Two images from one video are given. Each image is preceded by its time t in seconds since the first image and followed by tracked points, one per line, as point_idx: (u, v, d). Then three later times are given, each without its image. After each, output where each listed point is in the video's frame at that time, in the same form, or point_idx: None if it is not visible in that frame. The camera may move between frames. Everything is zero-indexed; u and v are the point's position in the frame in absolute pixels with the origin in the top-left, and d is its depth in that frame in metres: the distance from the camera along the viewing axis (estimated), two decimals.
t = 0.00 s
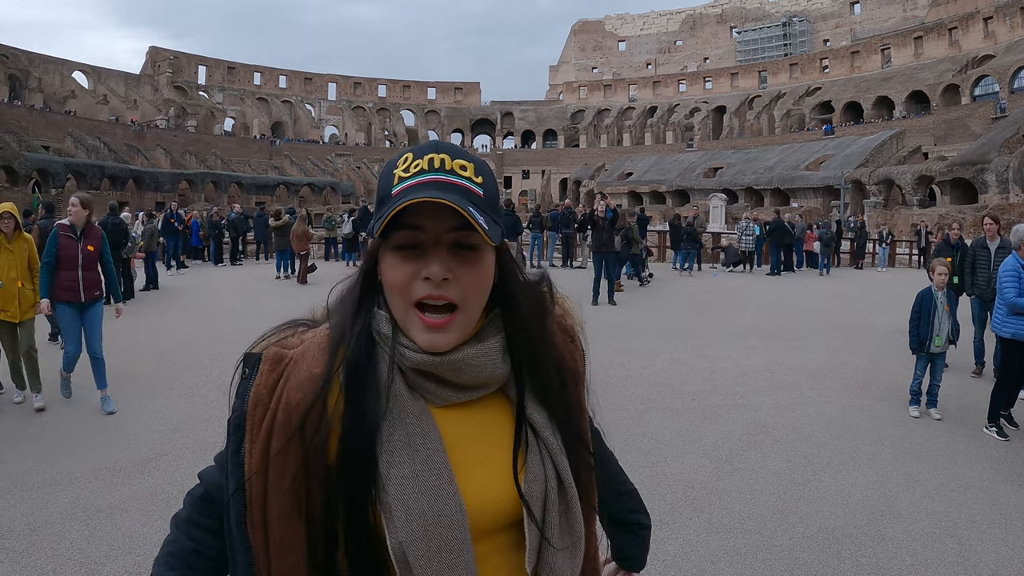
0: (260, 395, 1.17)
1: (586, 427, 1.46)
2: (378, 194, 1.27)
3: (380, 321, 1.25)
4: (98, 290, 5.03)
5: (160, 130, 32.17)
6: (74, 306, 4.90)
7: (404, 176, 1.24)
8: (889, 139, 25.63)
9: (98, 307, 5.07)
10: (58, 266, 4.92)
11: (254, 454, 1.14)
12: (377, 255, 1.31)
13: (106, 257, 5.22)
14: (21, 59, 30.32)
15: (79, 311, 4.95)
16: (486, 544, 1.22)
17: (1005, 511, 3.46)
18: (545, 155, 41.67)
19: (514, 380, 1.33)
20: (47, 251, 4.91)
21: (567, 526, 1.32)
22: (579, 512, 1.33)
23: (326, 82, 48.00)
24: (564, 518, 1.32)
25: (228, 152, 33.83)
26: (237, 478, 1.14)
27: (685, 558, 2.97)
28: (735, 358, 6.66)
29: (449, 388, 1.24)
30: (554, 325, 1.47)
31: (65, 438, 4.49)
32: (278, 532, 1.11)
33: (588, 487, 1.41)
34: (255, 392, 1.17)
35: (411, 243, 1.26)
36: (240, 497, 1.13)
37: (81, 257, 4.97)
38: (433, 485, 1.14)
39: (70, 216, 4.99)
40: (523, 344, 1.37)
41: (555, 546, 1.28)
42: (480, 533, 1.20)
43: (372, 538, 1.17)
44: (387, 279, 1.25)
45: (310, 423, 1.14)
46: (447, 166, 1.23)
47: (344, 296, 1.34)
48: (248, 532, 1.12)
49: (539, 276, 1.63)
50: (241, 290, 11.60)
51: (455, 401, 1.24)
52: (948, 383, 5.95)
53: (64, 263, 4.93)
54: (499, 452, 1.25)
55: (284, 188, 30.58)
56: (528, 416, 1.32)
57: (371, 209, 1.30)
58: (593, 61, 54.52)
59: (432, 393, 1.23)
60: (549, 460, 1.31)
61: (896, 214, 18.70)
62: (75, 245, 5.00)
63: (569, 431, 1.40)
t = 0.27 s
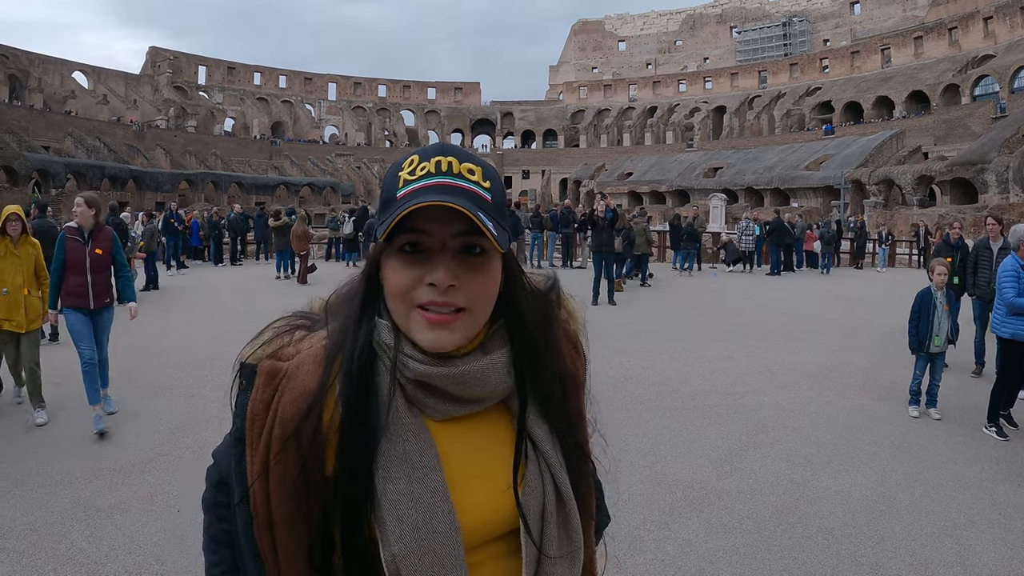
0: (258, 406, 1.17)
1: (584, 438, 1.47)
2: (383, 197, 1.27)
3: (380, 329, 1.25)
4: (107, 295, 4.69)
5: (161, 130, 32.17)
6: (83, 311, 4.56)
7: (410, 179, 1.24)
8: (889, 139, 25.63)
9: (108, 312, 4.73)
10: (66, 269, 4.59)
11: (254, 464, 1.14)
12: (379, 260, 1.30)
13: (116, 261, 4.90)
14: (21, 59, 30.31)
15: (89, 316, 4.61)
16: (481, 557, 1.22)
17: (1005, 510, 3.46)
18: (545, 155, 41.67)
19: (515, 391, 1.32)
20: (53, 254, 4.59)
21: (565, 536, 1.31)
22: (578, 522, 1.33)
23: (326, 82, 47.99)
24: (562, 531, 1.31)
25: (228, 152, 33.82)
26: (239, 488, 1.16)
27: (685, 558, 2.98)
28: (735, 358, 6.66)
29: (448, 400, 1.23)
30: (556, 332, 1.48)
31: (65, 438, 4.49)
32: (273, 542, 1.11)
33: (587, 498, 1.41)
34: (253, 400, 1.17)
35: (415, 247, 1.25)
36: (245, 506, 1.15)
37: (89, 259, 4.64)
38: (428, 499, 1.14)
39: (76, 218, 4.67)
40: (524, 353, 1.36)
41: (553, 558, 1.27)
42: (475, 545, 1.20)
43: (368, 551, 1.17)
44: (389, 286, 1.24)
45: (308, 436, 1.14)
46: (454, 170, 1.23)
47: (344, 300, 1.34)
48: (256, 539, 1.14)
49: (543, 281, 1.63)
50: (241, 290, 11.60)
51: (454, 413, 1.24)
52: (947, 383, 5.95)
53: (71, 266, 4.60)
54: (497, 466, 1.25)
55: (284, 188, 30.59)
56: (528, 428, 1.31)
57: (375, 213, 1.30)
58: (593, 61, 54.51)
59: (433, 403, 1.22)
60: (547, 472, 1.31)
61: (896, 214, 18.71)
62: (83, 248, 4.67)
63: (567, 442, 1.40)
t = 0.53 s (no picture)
0: (257, 411, 1.16)
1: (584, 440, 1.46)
2: (384, 198, 1.26)
3: (378, 333, 1.24)
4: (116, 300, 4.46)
5: (161, 131, 32.15)
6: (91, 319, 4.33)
7: (411, 180, 1.23)
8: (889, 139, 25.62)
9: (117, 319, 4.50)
10: (70, 276, 4.37)
11: (252, 470, 1.13)
12: (380, 262, 1.30)
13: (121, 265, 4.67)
14: (21, 60, 30.31)
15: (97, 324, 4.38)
16: (477, 561, 1.21)
17: (1004, 511, 3.45)
18: (545, 155, 41.67)
19: (514, 395, 1.31)
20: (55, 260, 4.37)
21: (562, 542, 1.30)
22: (575, 528, 1.32)
23: (326, 83, 48.02)
24: (561, 532, 1.30)
25: (228, 153, 33.81)
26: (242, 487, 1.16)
27: (684, 558, 2.97)
28: (735, 358, 6.67)
29: (446, 404, 1.23)
30: (557, 333, 1.48)
31: (65, 438, 4.48)
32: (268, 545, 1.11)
33: (583, 503, 1.41)
34: (253, 400, 1.16)
35: (417, 252, 1.24)
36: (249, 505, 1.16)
37: (94, 264, 4.42)
38: (423, 504, 1.13)
39: (78, 220, 4.45)
40: (524, 356, 1.36)
41: (549, 564, 1.26)
42: (472, 550, 1.20)
43: (364, 554, 1.17)
44: (389, 287, 1.24)
45: (306, 436, 1.14)
46: (458, 173, 1.23)
47: (345, 300, 1.33)
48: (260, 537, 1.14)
49: (544, 285, 1.63)
50: (241, 290, 11.60)
51: (452, 416, 1.23)
52: (947, 383, 5.94)
53: (75, 271, 4.38)
54: (495, 470, 1.25)
55: (284, 189, 30.58)
56: (526, 433, 1.30)
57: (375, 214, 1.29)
58: (593, 61, 54.54)
59: (429, 407, 1.22)
60: (544, 477, 1.30)
61: (896, 215, 18.71)
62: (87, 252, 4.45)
63: (567, 446, 1.40)
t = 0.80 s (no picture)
0: (256, 406, 1.16)
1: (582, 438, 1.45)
2: (382, 195, 1.25)
3: (376, 329, 1.23)
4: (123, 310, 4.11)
5: (160, 131, 32.13)
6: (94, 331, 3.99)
7: (410, 177, 1.22)
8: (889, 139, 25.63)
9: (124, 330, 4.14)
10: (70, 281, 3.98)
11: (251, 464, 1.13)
12: (379, 258, 1.29)
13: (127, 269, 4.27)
14: (20, 60, 30.28)
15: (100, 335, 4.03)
16: (473, 558, 1.21)
17: (1004, 511, 3.45)
18: (545, 155, 41.66)
19: (512, 392, 1.31)
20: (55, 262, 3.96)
21: (559, 541, 1.30)
22: (572, 527, 1.31)
23: (326, 83, 48.02)
24: (556, 531, 1.30)
25: (227, 153, 33.79)
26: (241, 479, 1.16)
27: (683, 558, 2.97)
28: (734, 359, 6.67)
29: (443, 400, 1.22)
30: (554, 331, 1.47)
31: (63, 439, 4.47)
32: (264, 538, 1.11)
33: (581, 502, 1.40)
34: (250, 394, 1.16)
35: (415, 248, 1.23)
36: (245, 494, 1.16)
37: (100, 270, 4.03)
38: (419, 501, 1.13)
39: (85, 219, 4.03)
40: (523, 354, 1.35)
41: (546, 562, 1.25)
42: (468, 546, 1.19)
43: (360, 551, 1.17)
44: (389, 282, 1.23)
45: (304, 430, 1.14)
46: (457, 170, 1.22)
47: (344, 294, 1.32)
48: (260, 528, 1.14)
49: (544, 283, 1.62)
50: (240, 290, 11.59)
51: (448, 413, 1.23)
52: (946, 383, 5.94)
53: (78, 276, 3.99)
54: (493, 467, 1.24)
55: (283, 189, 30.56)
56: (523, 431, 1.30)
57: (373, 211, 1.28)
58: (592, 62, 54.55)
59: (426, 403, 1.21)
60: (541, 476, 1.29)
61: (895, 215, 18.72)
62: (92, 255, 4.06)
63: (564, 444, 1.39)
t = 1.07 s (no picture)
0: (257, 406, 1.16)
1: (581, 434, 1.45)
2: (380, 192, 1.25)
3: (376, 326, 1.23)
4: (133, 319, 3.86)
5: (160, 131, 32.11)
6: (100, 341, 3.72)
7: (408, 173, 1.22)
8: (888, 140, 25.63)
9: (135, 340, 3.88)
10: (77, 287, 3.76)
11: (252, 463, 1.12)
12: (378, 254, 1.29)
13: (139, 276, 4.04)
14: (20, 60, 30.27)
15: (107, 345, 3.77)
16: (474, 554, 1.21)
17: (1004, 511, 3.45)
18: (545, 155, 41.66)
19: (512, 388, 1.31)
20: (61, 267, 3.75)
21: (558, 539, 1.30)
22: (572, 524, 1.31)
23: (325, 83, 48.01)
24: (557, 529, 1.30)
25: (227, 153, 33.77)
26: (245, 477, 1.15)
27: (683, 558, 2.97)
28: (734, 358, 6.67)
29: (441, 395, 1.22)
30: (552, 330, 1.47)
31: (62, 439, 4.47)
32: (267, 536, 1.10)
33: (582, 499, 1.40)
34: (253, 396, 1.16)
35: (413, 246, 1.23)
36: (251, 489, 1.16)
37: (109, 275, 3.81)
38: (418, 496, 1.13)
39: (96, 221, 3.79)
40: (523, 350, 1.36)
41: (546, 561, 1.25)
42: (467, 543, 1.19)
43: (361, 549, 1.16)
44: (388, 277, 1.23)
45: (307, 426, 1.13)
46: (455, 166, 1.22)
47: (343, 289, 1.32)
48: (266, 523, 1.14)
49: (542, 284, 1.62)
50: (240, 290, 11.58)
51: (447, 408, 1.23)
52: (945, 383, 5.94)
53: (86, 282, 3.77)
54: (492, 464, 1.25)
55: (283, 189, 30.55)
56: (522, 427, 1.30)
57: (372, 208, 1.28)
58: (592, 62, 54.56)
59: (425, 399, 1.21)
60: (541, 472, 1.29)
61: (895, 215, 18.73)
62: (102, 259, 3.84)
63: (563, 440, 1.39)
